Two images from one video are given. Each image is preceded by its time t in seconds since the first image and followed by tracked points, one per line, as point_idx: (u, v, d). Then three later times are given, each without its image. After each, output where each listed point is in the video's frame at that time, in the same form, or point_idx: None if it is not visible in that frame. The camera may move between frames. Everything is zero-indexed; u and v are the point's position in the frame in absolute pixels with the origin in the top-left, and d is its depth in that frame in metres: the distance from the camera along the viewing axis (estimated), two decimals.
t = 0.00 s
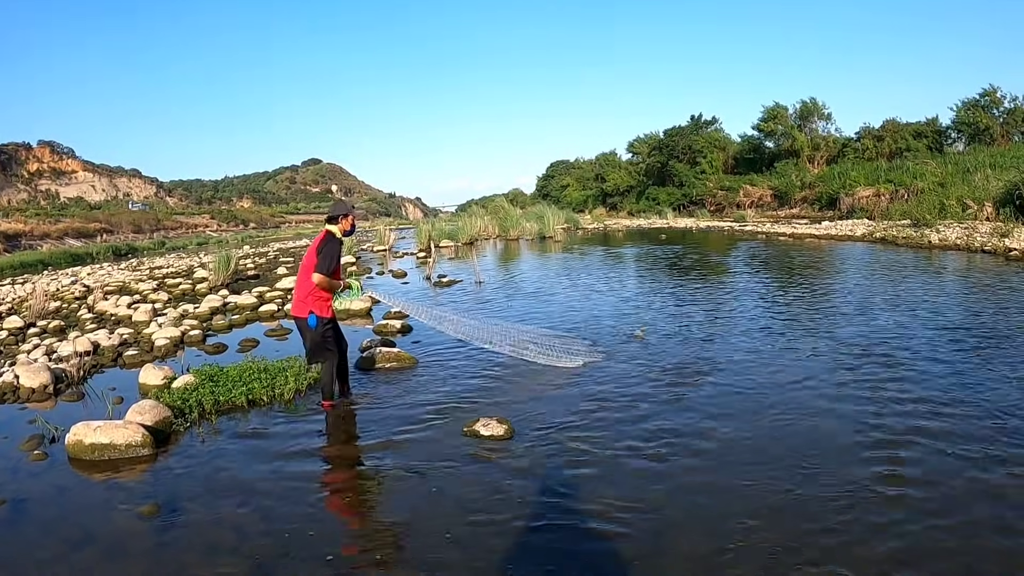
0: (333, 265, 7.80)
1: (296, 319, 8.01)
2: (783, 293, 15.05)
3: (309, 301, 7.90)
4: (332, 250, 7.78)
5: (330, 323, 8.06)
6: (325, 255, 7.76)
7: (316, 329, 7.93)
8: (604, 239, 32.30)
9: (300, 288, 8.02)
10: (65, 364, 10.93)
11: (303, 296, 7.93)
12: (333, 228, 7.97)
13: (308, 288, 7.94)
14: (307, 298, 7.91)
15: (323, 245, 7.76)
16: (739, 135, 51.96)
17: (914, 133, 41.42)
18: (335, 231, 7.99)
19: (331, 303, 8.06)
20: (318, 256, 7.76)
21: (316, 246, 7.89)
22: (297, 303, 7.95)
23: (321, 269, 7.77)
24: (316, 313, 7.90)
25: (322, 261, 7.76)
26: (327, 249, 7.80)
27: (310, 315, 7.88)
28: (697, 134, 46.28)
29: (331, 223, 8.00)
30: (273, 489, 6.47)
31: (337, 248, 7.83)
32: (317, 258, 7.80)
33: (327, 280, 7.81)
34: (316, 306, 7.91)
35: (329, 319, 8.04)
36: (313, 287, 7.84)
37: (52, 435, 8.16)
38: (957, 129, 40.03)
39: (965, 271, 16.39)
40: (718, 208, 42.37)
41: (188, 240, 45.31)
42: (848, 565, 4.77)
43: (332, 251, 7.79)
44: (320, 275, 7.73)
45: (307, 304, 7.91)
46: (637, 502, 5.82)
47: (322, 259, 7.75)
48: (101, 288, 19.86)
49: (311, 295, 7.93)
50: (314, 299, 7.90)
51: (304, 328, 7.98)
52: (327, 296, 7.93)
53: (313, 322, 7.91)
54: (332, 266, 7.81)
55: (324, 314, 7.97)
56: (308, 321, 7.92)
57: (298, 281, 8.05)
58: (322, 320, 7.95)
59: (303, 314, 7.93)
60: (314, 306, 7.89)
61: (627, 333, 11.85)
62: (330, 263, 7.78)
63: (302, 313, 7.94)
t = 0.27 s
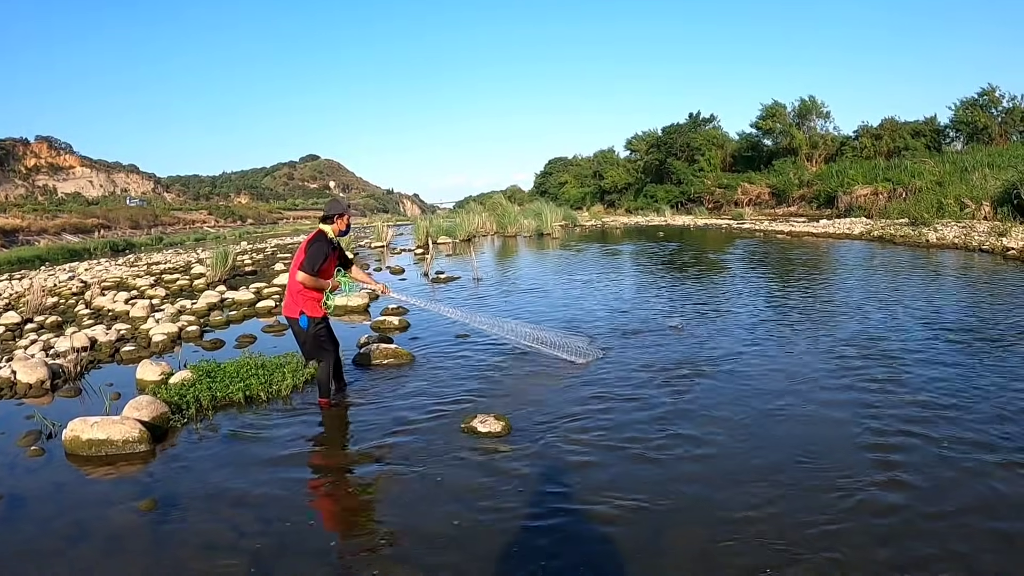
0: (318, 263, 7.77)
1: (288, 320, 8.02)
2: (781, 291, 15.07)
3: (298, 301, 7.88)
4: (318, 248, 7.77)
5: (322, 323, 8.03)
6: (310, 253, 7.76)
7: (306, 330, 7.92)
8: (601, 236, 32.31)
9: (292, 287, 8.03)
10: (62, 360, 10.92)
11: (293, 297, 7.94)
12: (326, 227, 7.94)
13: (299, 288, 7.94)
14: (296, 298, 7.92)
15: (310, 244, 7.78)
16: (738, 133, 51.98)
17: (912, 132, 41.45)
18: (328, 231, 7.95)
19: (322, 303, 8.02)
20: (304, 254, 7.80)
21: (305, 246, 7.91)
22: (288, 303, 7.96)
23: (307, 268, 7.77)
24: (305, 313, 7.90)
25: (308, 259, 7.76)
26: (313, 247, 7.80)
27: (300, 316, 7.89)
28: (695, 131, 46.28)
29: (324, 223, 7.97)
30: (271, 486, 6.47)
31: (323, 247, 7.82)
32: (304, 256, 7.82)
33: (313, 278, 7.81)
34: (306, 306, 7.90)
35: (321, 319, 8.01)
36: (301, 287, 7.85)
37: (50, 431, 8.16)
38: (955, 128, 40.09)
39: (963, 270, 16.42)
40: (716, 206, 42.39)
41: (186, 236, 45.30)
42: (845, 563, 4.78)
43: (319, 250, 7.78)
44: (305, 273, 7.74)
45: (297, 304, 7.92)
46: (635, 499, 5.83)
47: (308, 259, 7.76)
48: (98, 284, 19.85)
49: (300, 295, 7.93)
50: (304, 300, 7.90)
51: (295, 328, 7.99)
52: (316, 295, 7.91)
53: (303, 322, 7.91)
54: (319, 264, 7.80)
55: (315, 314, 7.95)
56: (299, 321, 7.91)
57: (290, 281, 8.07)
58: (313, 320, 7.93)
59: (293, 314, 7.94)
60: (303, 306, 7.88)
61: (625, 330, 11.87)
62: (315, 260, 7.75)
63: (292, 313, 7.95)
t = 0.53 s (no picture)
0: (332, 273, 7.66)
1: (287, 320, 8.03)
2: (780, 291, 15.08)
3: (299, 304, 7.87)
4: (326, 254, 7.64)
5: (320, 324, 8.06)
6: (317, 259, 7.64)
7: (307, 331, 7.95)
8: (600, 236, 32.32)
9: (290, 288, 7.96)
10: (61, 359, 10.91)
11: (294, 298, 7.91)
12: (324, 229, 7.86)
13: (299, 290, 7.87)
14: (296, 299, 7.90)
15: (315, 248, 7.67)
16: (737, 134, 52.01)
17: (911, 133, 41.50)
18: (328, 233, 7.86)
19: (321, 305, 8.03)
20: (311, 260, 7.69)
21: (309, 250, 7.79)
22: (287, 304, 7.95)
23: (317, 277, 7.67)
24: (305, 315, 7.91)
25: (316, 266, 7.64)
26: (318, 251, 7.67)
27: (300, 318, 7.90)
28: (694, 132, 46.28)
29: (323, 224, 7.86)
30: (270, 485, 6.47)
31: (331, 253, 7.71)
32: (309, 260, 7.74)
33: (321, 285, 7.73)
34: (306, 308, 7.90)
35: (320, 321, 8.03)
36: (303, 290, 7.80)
37: (48, 430, 8.15)
38: (954, 129, 40.13)
39: (961, 271, 16.44)
40: (715, 206, 42.39)
41: (184, 235, 45.27)
42: (844, 564, 4.78)
43: (326, 255, 7.64)
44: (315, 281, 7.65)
45: (298, 306, 7.91)
46: (634, 499, 5.83)
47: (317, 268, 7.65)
48: (97, 283, 19.84)
49: (301, 296, 7.89)
50: (304, 302, 7.89)
51: (294, 329, 7.99)
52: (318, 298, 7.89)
53: (303, 324, 7.93)
54: (327, 271, 7.71)
55: (315, 316, 7.96)
56: (298, 323, 7.93)
57: (288, 281, 7.98)
58: (312, 322, 7.95)
59: (293, 315, 7.94)
60: (303, 308, 7.88)
61: (624, 330, 11.87)
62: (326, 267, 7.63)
63: (292, 315, 7.94)
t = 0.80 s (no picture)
0: (342, 275, 7.82)
1: (282, 321, 7.89)
2: (775, 293, 15.13)
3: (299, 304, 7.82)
4: (333, 256, 7.75)
5: (315, 326, 8.03)
6: (325, 262, 7.71)
7: (305, 332, 7.89)
8: (596, 237, 32.35)
9: (286, 290, 7.85)
10: (55, 358, 10.88)
11: (292, 298, 7.84)
12: (322, 229, 7.90)
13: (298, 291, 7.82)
14: (295, 300, 7.84)
15: (321, 250, 7.70)
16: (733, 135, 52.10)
17: (907, 135, 41.67)
18: (326, 233, 7.89)
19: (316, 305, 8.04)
20: (317, 262, 7.72)
21: (309, 251, 7.76)
22: (284, 303, 7.84)
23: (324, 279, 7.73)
24: (304, 315, 7.85)
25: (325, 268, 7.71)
26: (324, 253, 7.73)
27: (299, 319, 7.82)
28: (690, 133, 46.35)
29: (320, 224, 7.87)
30: (266, 485, 6.47)
31: (336, 255, 7.82)
32: (314, 262, 7.74)
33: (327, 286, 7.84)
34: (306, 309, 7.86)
35: (315, 322, 8.01)
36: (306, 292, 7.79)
37: (42, 430, 8.13)
38: (949, 131, 40.29)
39: (956, 273, 16.52)
40: (711, 207, 42.45)
41: (180, 234, 45.18)
42: (838, 564, 4.80)
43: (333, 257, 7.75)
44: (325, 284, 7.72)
45: (296, 306, 7.84)
46: (629, 499, 5.84)
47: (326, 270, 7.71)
48: (92, 282, 19.78)
49: (300, 297, 7.87)
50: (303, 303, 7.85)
51: (290, 330, 7.86)
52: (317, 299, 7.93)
53: (301, 325, 7.84)
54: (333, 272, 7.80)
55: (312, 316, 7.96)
56: (296, 323, 7.83)
57: (283, 282, 7.86)
58: (309, 323, 7.91)
59: (290, 316, 7.84)
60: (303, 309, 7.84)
61: (619, 331, 11.89)
62: (336, 271, 7.76)
63: (289, 315, 7.83)
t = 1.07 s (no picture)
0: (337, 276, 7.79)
1: (277, 322, 7.90)
2: (768, 296, 15.18)
3: (293, 305, 7.82)
4: (328, 258, 7.73)
5: (311, 327, 8.03)
6: (320, 263, 7.70)
7: (300, 333, 7.88)
8: (590, 240, 32.41)
9: (282, 290, 7.86)
10: (48, 360, 10.85)
11: (287, 299, 7.85)
12: (317, 231, 7.85)
13: (293, 292, 7.83)
14: (290, 301, 7.84)
15: (316, 252, 7.69)
16: (728, 138, 52.24)
17: (900, 139, 41.85)
18: (321, 235, 7.88)
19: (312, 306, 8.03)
20: (312, 264, 7.71)
21: (303, 253, 7.75)
22: (279, 304, 7.84)
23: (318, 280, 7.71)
24: (299, 316, 7.86)
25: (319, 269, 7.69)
26: (319, 255, 7.71)
27: (294, 320, 7.82)
28: (685, 136, 46.44)
29: (314, 226, 7.86)
30: (260, 487, 6.47)
31: (332, 256, 7.79)
32: (308, 263, 7.73)
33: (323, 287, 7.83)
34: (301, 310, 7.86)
35: (311, 323, 8.02)
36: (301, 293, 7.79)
37: (35, 431, 8.12)
38: (943, 135, 40.49)
39: (949, 276, 16.60)
40: (705, 210, 42.52)
41: (173, 236, 45.01)
42: (829, 566, 4.83)
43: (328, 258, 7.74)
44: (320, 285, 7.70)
45: (291, 307, 7.84)
46: (621, 502, 5.87)
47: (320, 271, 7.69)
48: (85, 283, 19.72)
49: (295, 298, 7.87)
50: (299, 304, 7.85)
51: (286, 332, 7.87)
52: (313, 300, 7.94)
53: (296, 325, 7.84)
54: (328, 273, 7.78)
55: (308, 317, 7.95)
56: (292, 324, 7.84)
57: (279, 283, 7.88)
58: (305, 324, 7.92)
59: (285, 317, 7.85)
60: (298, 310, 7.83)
61: (613, 334, 11.91)
62: (332, 271, 7.72)
63: (284, 316, 7.84)
